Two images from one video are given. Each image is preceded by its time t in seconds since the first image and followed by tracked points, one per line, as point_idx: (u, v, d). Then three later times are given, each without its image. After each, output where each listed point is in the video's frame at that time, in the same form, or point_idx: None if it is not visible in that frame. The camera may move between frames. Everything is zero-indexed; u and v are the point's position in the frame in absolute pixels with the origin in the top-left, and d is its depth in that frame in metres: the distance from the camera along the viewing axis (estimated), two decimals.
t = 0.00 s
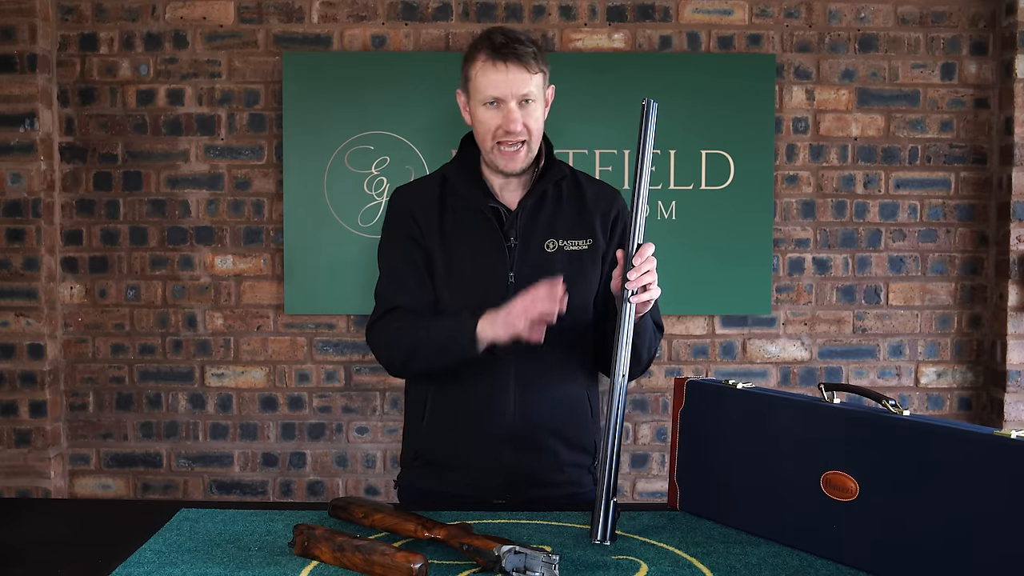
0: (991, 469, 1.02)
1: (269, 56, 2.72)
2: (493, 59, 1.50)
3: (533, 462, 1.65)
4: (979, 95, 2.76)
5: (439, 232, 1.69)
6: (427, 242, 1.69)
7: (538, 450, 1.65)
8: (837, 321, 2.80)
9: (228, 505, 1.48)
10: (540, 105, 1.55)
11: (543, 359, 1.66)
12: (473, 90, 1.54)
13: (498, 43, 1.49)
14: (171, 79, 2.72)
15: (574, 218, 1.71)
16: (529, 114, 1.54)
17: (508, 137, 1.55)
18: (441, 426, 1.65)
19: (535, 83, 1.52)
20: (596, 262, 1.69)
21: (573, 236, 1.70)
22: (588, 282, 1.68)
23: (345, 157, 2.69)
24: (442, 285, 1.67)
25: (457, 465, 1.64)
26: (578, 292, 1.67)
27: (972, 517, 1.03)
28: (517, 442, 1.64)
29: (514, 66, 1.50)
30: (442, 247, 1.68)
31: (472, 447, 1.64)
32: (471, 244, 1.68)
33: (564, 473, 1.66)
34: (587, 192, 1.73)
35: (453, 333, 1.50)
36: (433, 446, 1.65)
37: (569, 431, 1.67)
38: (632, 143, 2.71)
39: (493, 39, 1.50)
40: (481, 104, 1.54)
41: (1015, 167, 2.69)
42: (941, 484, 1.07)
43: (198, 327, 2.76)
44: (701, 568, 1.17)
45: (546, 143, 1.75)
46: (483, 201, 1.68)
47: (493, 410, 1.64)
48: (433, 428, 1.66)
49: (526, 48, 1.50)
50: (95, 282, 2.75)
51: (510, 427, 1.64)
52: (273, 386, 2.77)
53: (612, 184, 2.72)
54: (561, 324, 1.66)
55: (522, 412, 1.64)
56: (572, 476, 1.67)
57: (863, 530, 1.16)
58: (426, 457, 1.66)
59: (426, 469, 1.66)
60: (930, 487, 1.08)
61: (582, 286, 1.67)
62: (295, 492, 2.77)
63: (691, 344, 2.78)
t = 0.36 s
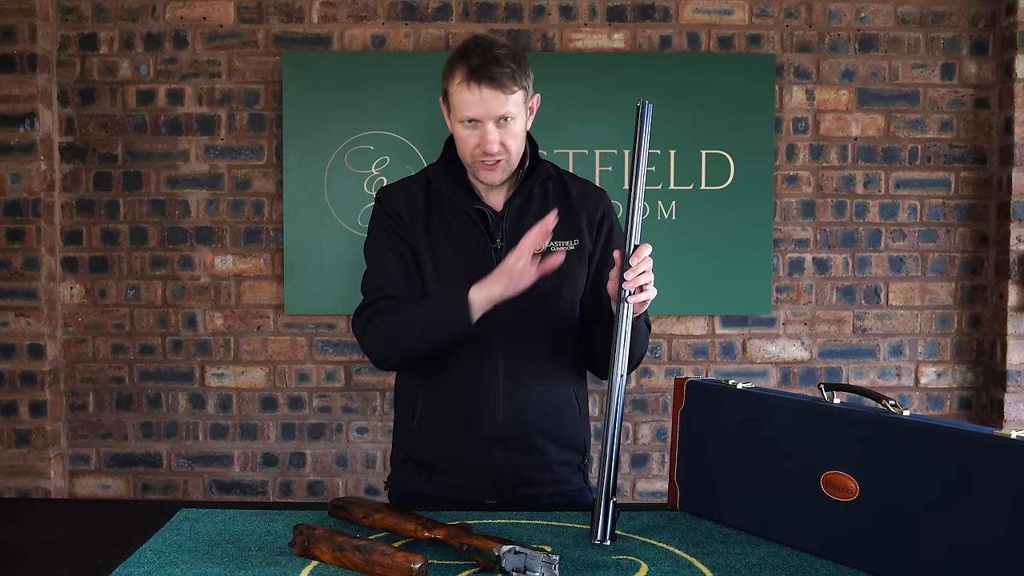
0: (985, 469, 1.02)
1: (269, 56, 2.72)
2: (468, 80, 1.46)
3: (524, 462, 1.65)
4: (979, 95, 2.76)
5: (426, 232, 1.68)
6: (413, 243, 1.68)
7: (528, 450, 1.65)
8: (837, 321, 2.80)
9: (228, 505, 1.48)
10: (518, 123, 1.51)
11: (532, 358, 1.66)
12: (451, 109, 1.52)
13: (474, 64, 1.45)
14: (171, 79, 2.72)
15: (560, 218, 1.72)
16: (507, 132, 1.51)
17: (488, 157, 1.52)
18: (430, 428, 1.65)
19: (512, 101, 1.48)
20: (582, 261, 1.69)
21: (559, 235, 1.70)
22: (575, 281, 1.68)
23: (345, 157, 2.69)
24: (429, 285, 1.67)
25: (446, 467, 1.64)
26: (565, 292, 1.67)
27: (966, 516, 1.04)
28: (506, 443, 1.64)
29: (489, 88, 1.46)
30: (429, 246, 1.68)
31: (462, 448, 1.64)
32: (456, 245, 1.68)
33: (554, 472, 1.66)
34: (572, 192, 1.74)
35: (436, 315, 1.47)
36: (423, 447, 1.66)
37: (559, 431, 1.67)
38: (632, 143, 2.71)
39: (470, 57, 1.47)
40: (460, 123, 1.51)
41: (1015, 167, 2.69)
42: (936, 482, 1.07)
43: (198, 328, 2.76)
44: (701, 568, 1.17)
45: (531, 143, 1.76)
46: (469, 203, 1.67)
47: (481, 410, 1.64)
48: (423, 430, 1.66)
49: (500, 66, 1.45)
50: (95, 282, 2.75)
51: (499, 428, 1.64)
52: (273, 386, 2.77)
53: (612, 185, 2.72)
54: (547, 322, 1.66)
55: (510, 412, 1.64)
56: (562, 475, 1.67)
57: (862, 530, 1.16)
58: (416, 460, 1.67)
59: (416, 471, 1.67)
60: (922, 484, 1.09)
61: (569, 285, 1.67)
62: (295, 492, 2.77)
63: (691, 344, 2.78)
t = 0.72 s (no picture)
0: (987, 471, 1.02)
1: (269, 56, 2.72)
2: (491, 58, 1.53)
3: (523, 463, 1.65)
4: (979, 95, 2.76)
5: (417, 232, 1.69)
6: (405, 243, 1.69)
7: (527, 451, 1.65)
8: (837, 321, 2.80)
9: (228, 505, 1.48)
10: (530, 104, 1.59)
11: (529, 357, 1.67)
12: (467, 89, 1.56)
13: (496, 42, 1.54)
14: (171, 79, 2.72)
15: (554, 216, 1.72)
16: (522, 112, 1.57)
17: (508, 134, 1.55)
18: (426, 431, 1.65)
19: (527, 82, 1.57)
20: (577, 259, 1.70)
21: (554, 233, 1.70)
22: (569, 279, 1.69)
23: (345, 157, 2.69)
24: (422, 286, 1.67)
25: (444, 469, 1.64)
26: (560, 290, 1.68)
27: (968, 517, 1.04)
28: (504, 443, 1.64)
29: (511, 65, 1.54)
30: (421, 246, 1.68)
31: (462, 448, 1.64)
32: (448, 243, 1.68)
33: (554, 473, 1.66)
34: (565, 190, 1.74)
35: (430, 345, 1.50)
36: (420, 450, 1.65)
37: (558, 431, 1.67)
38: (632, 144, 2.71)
39: (490, 39, 1.55)
40: (477, 104, 1.55)
41: (1015, 167, 2.69)
42: (938, 483, 1.07)
43: (198, 328, 2.76)
44: (701, 568, 1.17)
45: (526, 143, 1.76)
46: (462, 202, 1.67)
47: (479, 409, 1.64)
48: (420, 432, 1.66)
49: (518, 47, 1.55)
50: (95, 282, 2.75)
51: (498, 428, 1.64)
52: (273, 386, 2.77)
53: (612, 185, 2.72)
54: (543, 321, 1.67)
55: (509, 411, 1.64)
56: (561, 475, 1.67)
57: (862, 530, 1.16)
58: (412, 463, 1.66)
59: (413, 474, 1.66)
60: (923, 485, 1.09)
61: (563, 284, 1.69)
62: (295, 492, 2.77)
63: (691, 344, 2.78)
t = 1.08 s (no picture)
0: (987, 471, 1.02)
1: (269, 56, 2.72)
2: (485, 50, 1.53)
3: (524, 464, 1.65)
4: (979, 95, 2.77)
5: (416, 231, 1.69)
6: (404, 242, 1.68)
7: (527, 452, 1.65)
8: (837, 321, 2.80)
9: (229, 505, 1.48)
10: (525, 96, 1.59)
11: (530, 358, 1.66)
12: (462, 82, 1.56)
13: (491, 33, 1.54)
14: (171, 79, 2.72)
15: (552, 216, 1.72)
16: (517, 104, 1.57)
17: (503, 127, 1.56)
18: (426, 433, 1.65)
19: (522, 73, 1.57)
20: (576, 259, 1.70)
21: (552, 233, 1.71)
22: (568, 278, 1.69)
23: (345, 157, 2.69)
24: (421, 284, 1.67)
25: (444, 470, 1.64)
26: (558, 290, 1.69)
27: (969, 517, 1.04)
28: (504, 444, 1.64)
29: (506, 56, 1.54)
30: (419, 245, 1.68)
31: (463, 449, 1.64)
32: (447, 241, 1.68)
33: (555, 474, 1.66)
34: (563, 190, 1.74)
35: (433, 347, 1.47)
36: (420, 452, 1.65)
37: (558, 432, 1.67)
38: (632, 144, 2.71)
39: (484, 31, 1.55)
40: (472, 96, 1.55)
41: (1015, 167, 2.69)
42: (938, 483, 1.07)
43: (198, 328, 2.76)
44: (701, 568, 1.17)
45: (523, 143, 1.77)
46: (460, 201, 1.67)
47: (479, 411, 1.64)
48: (420, 434, 1.66)
49: (514, 38, 1.55)
50: (95, 282, 2.75)
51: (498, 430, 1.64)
52: (273, 386, 2.77)
53: (611, 185, 2.72)
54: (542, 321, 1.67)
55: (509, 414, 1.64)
56: (561, 476, 1.67)
57: (863, 530, 1.16)
58: (412, 465, 1.66)
59: (412, 477, 1.66)
60: (923, 484, 1.09)
61: (563, 283, 1.69)
62: (295, 492, 2.77)
63: (691, 344, 2.78)
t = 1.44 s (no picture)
0: (988, 471, 1.02)
1: (269, 56, 2.72)
2: (480, 51, 1.53)
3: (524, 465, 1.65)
4: (979, 95, 2.77)
5: (413, 233, 1.69)
6: (400, 244, 1.69)
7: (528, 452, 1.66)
8: (837, 321, 2.80)
9: (229, 505, 1.48)
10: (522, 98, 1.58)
11: (529, 358, 1.66)
12: (458, 84, 1.56)
13: (485, 34, 1.54)
14: (171, 79, 2.72)
15: (549, 217, 1.72)
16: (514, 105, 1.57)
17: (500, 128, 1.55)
18: (426, 435, 1.65)
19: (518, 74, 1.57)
20: (574, 260, 1.70)
21: (550, 234, 1.71)
22: (566, 279, 1.69)
23: (345, 157, 2.69)
24: (418, 285, 1.68)
25: (445, 471, 1.64)
26: (557, 290, 1.68)
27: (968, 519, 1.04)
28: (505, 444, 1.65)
29: (502, 57, 1.54)
30: (415, 246, 1.68)
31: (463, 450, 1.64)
32: (444, 243, 1.68)
33: (555, 475, 1.66)
34: (561, 190, 1.74)
35: (430, 370, 1.42)
36: (420, 454, 1.65)
37: (557, 432, 1.68)
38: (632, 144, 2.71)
39: (479, 32, 1.55)
40: (469, 98, 1.55)
41: (1015, 167, 2.69)
42: (939, 483, 1.07)
43: (198, 328, 2.76)
44: (701, 568, 1.17)
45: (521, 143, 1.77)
46: (459, 203, 1.68)
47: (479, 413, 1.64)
48: (420, 436, 1.66)
49: (509, 39, 1.55)
50: (95, 282, 2.75)
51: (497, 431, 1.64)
52: (273, 386, 2.76)
53: (611, 185, 2.72)
54: (540, 323, 1.67)
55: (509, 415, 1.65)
56: (561, 477, 1.67)
57: (863, 530, 1.16)
58: (412, 467, 1.66)
59: (412, 478, 1.66)
60: (924, 485, 1.09)
61: (561, 284, 1.69)
62: (295, 492, 2.77)
63: (691, 344, 2.78)
